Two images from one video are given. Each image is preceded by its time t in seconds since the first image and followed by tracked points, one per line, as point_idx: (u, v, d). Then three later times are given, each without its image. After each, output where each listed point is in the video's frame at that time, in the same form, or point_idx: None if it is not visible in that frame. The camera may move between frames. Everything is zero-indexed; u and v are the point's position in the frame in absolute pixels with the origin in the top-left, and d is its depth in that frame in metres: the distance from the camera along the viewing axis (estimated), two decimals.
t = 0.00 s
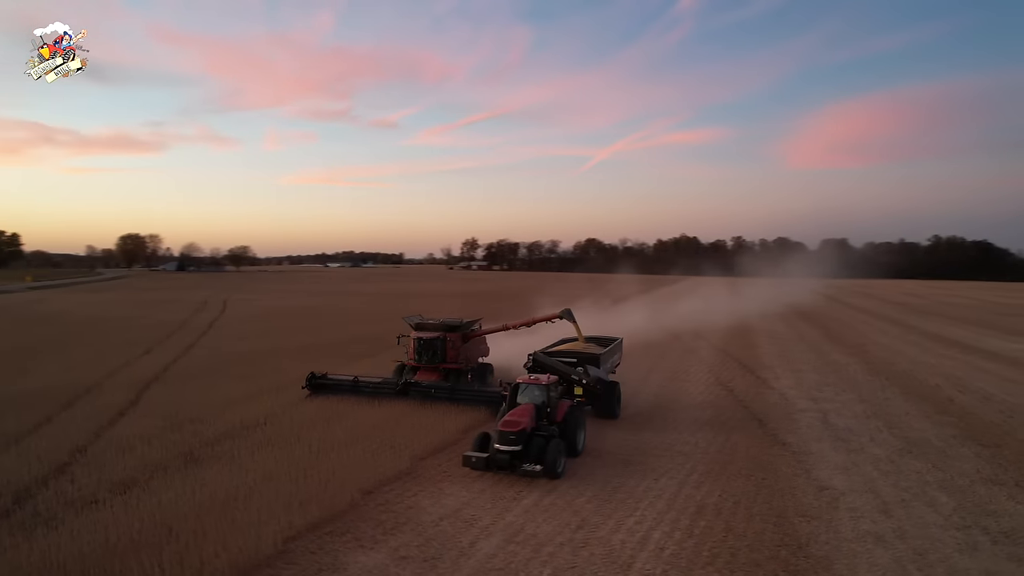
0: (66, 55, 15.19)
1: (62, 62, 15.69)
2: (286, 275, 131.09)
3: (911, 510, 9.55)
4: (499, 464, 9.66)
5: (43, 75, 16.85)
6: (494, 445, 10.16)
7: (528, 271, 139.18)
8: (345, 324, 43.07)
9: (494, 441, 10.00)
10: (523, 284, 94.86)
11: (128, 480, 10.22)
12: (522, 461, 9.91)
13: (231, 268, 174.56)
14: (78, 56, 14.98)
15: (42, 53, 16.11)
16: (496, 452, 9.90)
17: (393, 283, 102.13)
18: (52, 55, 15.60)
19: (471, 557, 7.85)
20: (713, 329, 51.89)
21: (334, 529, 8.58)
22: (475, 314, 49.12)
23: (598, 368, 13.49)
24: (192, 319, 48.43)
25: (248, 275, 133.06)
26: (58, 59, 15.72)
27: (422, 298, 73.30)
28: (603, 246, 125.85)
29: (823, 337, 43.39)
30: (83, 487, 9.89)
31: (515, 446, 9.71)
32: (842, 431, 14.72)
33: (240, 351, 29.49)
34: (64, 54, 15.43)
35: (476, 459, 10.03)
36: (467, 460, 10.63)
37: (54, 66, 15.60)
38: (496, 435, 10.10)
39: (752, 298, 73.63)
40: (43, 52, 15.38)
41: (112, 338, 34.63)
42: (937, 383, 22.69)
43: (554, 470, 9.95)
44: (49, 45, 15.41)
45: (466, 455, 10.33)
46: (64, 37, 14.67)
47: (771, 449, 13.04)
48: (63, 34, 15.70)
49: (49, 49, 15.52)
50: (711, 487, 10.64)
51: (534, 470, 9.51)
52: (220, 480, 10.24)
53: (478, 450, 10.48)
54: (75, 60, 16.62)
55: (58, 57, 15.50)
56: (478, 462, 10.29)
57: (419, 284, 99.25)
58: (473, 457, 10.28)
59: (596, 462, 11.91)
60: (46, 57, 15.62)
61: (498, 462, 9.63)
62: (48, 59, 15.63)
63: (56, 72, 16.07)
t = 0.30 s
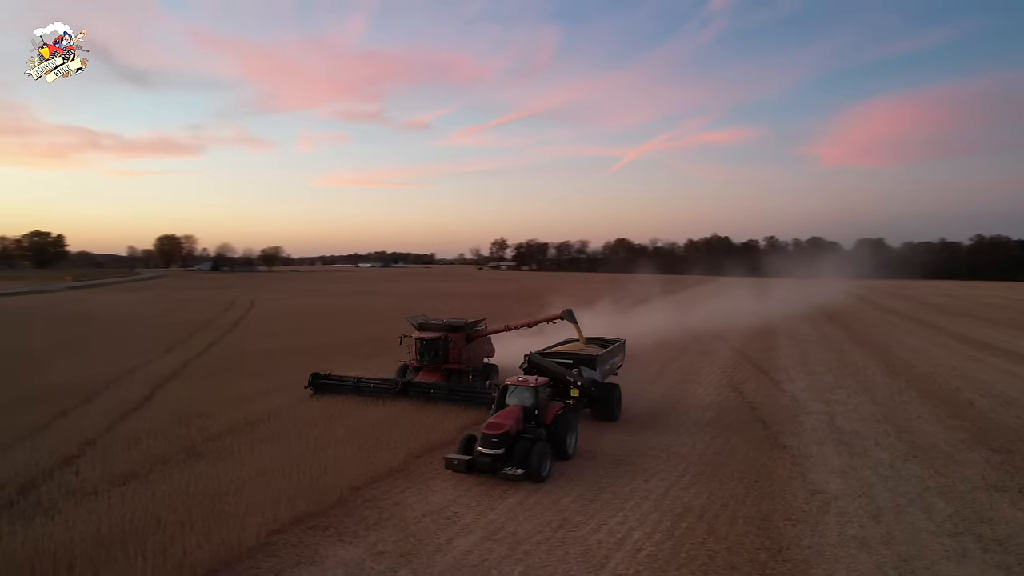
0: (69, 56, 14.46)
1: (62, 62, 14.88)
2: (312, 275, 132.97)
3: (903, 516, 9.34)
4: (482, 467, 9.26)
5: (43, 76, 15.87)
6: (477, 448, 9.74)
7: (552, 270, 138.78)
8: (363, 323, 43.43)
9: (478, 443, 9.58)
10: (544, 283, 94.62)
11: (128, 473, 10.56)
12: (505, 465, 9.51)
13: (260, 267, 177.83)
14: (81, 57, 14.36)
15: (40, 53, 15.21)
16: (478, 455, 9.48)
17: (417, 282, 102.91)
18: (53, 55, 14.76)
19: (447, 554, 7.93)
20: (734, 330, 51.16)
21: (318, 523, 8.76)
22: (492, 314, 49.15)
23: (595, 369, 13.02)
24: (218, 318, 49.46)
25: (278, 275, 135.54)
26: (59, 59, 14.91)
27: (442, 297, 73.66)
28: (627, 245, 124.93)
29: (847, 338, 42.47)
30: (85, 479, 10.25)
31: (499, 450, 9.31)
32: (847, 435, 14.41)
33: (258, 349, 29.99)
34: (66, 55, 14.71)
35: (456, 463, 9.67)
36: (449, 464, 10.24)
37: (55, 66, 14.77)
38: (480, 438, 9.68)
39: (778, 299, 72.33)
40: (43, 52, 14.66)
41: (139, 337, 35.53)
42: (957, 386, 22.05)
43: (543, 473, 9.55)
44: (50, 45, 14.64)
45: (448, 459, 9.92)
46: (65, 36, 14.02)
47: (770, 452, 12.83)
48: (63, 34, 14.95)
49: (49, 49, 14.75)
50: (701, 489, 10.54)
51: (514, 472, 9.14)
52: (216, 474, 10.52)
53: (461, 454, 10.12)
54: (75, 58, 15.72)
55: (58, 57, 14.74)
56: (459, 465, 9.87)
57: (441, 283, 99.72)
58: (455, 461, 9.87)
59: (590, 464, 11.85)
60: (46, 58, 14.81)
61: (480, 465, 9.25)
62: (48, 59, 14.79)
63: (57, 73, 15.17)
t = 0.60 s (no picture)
0: (68, 56, 14.54)
1: (62, 62, 15.01)
2: (341, 275, 134.93)
3: (897, 522, 9.10)
4: (464, 470, 9.20)
5: (46, 77, 16.07)
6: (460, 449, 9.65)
7: (578, 270, 138.15)
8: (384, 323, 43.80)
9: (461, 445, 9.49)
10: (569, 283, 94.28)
11: (132, 467, 10.94)
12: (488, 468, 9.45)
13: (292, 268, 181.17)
14: (78, 55, 14.44)
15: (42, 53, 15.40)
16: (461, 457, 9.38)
17: (442, 282, 103.60)
18: (53, 56, 14.87)
19: (425, 550, 8.01)
20: (759, 331, 50.19)
21: (305, 518, 8.96)
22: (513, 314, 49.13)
23: (594, 372, 12.47)
24: (244, 317, 50.50)
25: (308, 275, 137.99)
26: (59, 59, 15.05)
27: (466, 297, 73.93)
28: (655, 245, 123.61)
29: (875, 340, 41.28)
30: (91, 471, 10.64)
31: (482, 452, 9.23)
32: (853, 439, 14.07)
33: (277, 348, 30.51)
34: (66, 55, 14.85)
35: (439, 463, 9.63)
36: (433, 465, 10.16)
37: (56, 66, 14.89)
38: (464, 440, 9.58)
39: (806, 300, 70.69)
40: (43, 52, 14.79)
41: (167, 335, 36.51)
42: (982, 391, 21.26)
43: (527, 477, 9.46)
44: (51, 45, 14.77)
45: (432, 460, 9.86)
46: (63, 36, 14.14)
47: (769, 455, 12.60)
48: (63, 34, 15.09)
49: (50, 49, 14.88)
50: (692, 491, 10.43)
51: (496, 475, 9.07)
52: (214, 469, 10.82)
53: (446, 455, 10.03)
54: (75, 58, 15.86)
55: (58, 57, 14.86)
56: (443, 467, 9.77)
57: (467, 284, 100.07)
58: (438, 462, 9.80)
59: (583, 465, 11.77)
60: (47, 58, 14.94)
61: (463, 467, 9.19)
62: (49, 60, 14.92)
63: (57, 72, 15.31)
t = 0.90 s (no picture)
0: (67, 55, 14.90)
1: (62, 62, 15.40)
2: (372, 275, 136.69)
3: (889, 529, 8.88)
4: (445, 473, 9.30)
5: (50, 77, 16.51)
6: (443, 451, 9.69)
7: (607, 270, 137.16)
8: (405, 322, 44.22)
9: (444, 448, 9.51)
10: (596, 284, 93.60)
11: (138, 461, 11.34)
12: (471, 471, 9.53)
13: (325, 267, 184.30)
14: (77, 54, 14.74)
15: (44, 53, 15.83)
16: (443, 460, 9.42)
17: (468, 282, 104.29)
18: (53, 55, 15.28)
19: (405, 547, 8.12)
20: (787, 332, 49.08)
21: (293, 513, 9.15)
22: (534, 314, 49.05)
23: (590, 375, 12.07)
24: (271, 316, 51.68)
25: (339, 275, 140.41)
26: (59, 59, 15.46)
27: (492, 297, 74.14)
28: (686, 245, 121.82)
29: (907, 343, 39.94)
30: (98, 464, 11.07)
31: (464, 456, 9.31)
32: (861, 443, 13.71)
33: (297, 347, 31.09)
34: (64, 54, 15.21)
35: (423, 465, 9.75)
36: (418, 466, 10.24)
37: (56, 66, 15.32)
38: (447, 443, 9.61)
39: (837, 301, 68.90)
40: (43, 52, 15.17)
41: (194, 334, 37.57)
42: (1010, 396, 20.40)
43: (509, 482, 9.52)
44: (49, 44, 15.15)
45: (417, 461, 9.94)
46: (62, 36, 14.49)
47: (770, 459, 12.38)
48: (62, 34, 15.47)
49: (49, 49, 15.28)
50: (683, 493, 10.33)
51: (476, 479, 9.14)
52: (214, 464, 11.12)
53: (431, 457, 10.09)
54: (76, 57, 16.27)
55: (58, 56, 15.24)
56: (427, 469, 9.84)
57: (494, 283, 100.37)
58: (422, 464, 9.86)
59: (577, 466, 11.71)
60: (47, 57, 15.35)
61: (444, 470, 9.29)
62: (49, 59, 15.33)
63: (58, 71, 15.72)
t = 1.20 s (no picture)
0: (64, 55, 15.28)
1: (62, 62, 15.84)
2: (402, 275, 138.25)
3: (881, 537, 8.64)
4: (426, 476, 9.39)
5: (51, 78, 16.95)
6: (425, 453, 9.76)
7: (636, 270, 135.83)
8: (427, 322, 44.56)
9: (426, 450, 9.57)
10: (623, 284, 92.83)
11: (144, 455, 11.71)
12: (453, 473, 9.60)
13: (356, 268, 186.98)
14: (75, 55, 15.11)
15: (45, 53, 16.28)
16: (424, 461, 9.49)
17: (495, 282, 104.68)
18: (53, 56, 15.71)
19: (386, 544, 8.21)
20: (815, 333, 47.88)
21: (284, 508, 9.34)
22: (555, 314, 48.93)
23: (584, 377, 12.00)
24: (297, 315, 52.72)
25: (369, 275, 142.39)
26: (59, 59, 15.90)
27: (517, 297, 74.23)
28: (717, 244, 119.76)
29: (940, 345, 38.53)
30: (105, 457, 11.47)
31: (445, 459, 9.40)
32: (868, 449, 13.36)
33: (317, 346, 31.64)
34: (64, 54, 15.61)
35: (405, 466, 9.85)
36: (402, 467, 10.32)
37: (56, 66, 15.75)
38: (429, 444, 9.67)
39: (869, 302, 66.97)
40: (43, 52, 15.60)
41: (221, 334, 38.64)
42: None
43: (492, 486, 9.57)
44: (48, 45, 15.57)
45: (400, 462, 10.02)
46: (60, 36, 14.87)
47: (770, 463, 12.15)
48: (63, 35, 15.92)
49: (50, 50, 15.70)
50: (674, 497, 10.22)
51: (456, 483, 9.22)
52: (215, 460, 11.42)
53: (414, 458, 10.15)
54: (76, 57, 16.67)
55: (58, 56, 15.68)
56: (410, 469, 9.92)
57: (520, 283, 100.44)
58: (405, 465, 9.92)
59: (571, 467, 11.66)
60: (47, 58, 15.78)
61: (425, 472, 9.39)
62: (50, 60, 15.77)
63: (58, 71, 16.18)
